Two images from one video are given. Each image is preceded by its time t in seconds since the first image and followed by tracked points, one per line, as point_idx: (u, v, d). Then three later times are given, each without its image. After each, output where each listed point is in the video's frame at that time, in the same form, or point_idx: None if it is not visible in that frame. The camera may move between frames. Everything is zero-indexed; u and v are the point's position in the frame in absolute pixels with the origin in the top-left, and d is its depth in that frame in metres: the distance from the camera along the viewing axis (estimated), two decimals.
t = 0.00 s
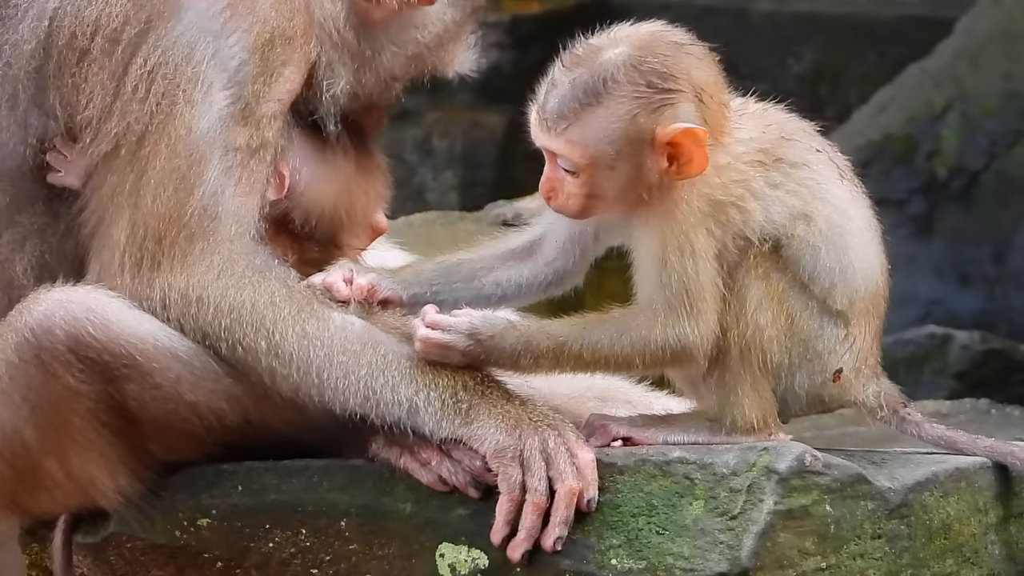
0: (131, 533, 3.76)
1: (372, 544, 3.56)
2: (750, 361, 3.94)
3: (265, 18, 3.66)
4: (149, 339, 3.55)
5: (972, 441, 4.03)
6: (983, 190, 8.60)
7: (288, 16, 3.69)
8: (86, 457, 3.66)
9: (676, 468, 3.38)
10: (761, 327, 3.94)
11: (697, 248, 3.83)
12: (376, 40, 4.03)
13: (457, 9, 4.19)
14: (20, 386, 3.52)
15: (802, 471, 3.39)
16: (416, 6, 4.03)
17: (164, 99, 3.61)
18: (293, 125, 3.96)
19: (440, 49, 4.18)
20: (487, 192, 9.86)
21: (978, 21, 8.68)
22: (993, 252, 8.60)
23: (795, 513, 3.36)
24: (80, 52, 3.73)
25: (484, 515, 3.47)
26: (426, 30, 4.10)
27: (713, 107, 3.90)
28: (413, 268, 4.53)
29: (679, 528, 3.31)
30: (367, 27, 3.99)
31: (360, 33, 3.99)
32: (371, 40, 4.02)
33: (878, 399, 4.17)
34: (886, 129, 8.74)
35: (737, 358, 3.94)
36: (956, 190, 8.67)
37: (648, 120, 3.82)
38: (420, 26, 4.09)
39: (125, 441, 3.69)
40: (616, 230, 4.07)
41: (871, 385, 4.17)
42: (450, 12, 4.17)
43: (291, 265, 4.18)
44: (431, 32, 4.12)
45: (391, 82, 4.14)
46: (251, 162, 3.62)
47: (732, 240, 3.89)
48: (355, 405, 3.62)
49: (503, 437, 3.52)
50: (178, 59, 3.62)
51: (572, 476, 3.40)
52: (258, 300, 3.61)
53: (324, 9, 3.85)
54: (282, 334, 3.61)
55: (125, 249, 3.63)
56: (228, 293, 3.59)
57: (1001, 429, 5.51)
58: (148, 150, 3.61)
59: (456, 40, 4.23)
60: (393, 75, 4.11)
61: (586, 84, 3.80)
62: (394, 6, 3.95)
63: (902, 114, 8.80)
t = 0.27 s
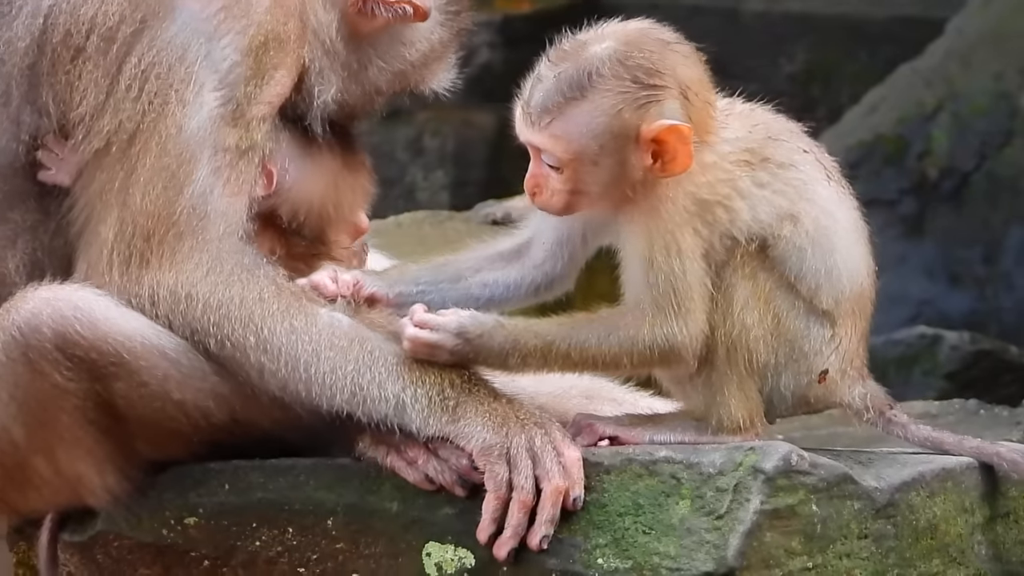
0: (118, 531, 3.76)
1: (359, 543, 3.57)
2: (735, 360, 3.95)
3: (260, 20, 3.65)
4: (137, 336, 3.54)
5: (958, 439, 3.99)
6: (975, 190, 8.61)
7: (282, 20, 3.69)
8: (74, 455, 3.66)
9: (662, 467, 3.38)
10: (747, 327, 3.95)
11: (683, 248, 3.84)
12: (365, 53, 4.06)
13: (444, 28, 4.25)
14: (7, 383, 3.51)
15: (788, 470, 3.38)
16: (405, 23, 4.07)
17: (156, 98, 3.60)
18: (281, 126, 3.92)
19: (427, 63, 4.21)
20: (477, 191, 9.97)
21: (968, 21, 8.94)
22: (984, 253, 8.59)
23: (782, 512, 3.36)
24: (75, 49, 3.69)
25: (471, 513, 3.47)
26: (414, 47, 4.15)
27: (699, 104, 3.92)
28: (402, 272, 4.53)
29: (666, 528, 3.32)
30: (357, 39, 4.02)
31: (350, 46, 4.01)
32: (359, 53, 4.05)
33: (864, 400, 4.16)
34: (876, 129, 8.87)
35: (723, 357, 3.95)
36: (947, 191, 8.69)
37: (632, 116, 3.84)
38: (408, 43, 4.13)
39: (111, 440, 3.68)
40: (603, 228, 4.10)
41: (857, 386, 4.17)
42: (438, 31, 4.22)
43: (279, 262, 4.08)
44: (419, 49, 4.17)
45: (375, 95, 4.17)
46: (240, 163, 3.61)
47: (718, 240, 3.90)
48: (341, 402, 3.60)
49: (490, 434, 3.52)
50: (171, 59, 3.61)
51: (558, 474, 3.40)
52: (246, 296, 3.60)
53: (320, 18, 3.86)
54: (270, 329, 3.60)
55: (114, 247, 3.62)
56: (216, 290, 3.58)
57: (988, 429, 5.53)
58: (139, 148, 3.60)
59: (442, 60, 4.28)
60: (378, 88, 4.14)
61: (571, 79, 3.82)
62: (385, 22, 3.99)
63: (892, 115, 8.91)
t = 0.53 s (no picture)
0: (114, 537, 3.75)
1: (353, 550, 3.56)
2: (729, 369, 3.94)
3: (260, 29, 3.63)
4: (133, 342, 3.54)
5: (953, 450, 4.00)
6: (971, 199, 8.64)
7: (282, 29, 3.68)
8: (70, 461, 3.67)
9: (657, 475, 3.39)
10: (741, 336, 3.93)
11: (679, 256, 3.84)
12: (363, 64, 4.06)
13: (441, 41, 4.26)
14: (3, 389, 3.52)
15: (783, 479, 3.38)
16: (404, 34, 4.07)
17: (155, 105, 3.58)
18: (280, 136, 3.93)
19: (424, 74, 4.21)
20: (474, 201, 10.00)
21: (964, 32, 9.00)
22: (981, 262, 8.64)
23: (776, 521, 3.36)
24: (74, 56, 3.68)
25: (466, 521, 3.48)
26: (411, 59, 4.14)
27: (690, 110, 3.94)
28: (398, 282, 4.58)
29: (660, 536, 3.34)
30: (355, 49, 4.01)
31: (349, 56, 4.01)
32: (358, 64, 4.04)
33: (859, 409, 4.15)
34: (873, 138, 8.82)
35: (716, 366, 3.94)
36: (944, 200, 8.70)
37: (621, 120, 3.88)
38: (406, 54, 4.13)
39: (106, 446, 3.70)
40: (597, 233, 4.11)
41: (852, 396, 4.17)
42: (435, 44, 4.23)
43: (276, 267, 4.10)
44: (415, 62, 4.17)
45: (371, 106, 4.16)
46: (237, 171, 3.60)
47: (714, 248, 3.90)
48: (334, 409, 3.61)
49: (485, 442, 3.52)
50: (170, 67, 3.59)
51: (553, 482, 3.40)
52: (242, 300, 3.60)
53: (319, 28, 3.85)
54: (265, 331, 3.61)
55: (111, 252, 3.62)
56: (213, 296, 3.58)
57: (983, 439, 5.54)
58: (137, 154, 3.59)
59: (436, 75, 4.28)
60: (374, 98, 4.13)
61: (560, 84, 3.88)
62: (385, 31, 3.99)
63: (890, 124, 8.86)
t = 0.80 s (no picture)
0: (114, 545, 3.75)
1: (353, 559, 3.56)
2: (728, 379, 3.96)
3: (264, 41, 3.64)
4: (134, 352, 3.56)
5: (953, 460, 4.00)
6: (973, 211, 8.64)
7: (285, 41, 3.69)
8: (71, 470, 3.67)
9: (657, 485, 3.39)
10: (740, 346, 3.94)
11: (671, 264, 3.84)
12: (363, 76, 4.07)
13: (440, 54, 4.26)
14: (3, 399, 3.52)
15: (783, 489, 3.38)
16: (403, 46, 4.09)
17: (157, 116, 3.59)
18: (280, 146, 3.95)
19: (422, 87, 4.22)
20: (478, 211, 10.01)
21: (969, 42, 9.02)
22: (982, 274, 8.63)
23: (776, 531, 3.37)
24: (76, 67, 3.70)
25: (466, 530, 3.49)
26: (410, 72, 4.16)
27: (682, 112, 3.95)
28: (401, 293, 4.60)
29: (660, 545, 3.35)
30: (355, 61, 4.02)
31: (350, 67, 4.02)
32: (358, 75, 4.06)
33: (860, 421, 4.15)
34: (875, 150, 8.85)
35: (715, 376, 3.96)
36: (947, 211, 8.71)
37: (611, 125, 3.89)
38: (405, 67, 4.14)
39: (106, 455, 3.70)
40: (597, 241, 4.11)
41: (853, 407, 4.17)
42: (434, 58, 4.24)
43: (278, 277, 4.10)
44: (415, 75, 4.18)
45: (371, 119, 4.17)
46: (238, 182, 3.61)
47: (710, 258, 3.89)
48: (335, 418, 3.63)
49: (486, 451, 3.53)
50: (172, 79, 3.59)
51: (553, 490, 3.42)
52: (243, 309, 3.61)
53: (320, 39, 3.86)
54: (268, 340, 3.62)
55: (111, 262, 3.63)
56: (214, 305, 3.59)
57: (984, 450, 5.55)
58: (138, 164, 3.60)
59: (439, 83, 4.30)
60: (374, 110, 4.14)
61: (551, 93, 3.91)
62: (387, 39, 4.01)
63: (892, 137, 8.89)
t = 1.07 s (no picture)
0: (112, 561, 3.76)
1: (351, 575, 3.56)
2: (728, 396, 3.97)
3: (270, 61, 3.56)
4: (133, 367, 3.52)
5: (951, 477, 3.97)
6: (972, 226, 8.64)
7: (290, 61, 3.60)
8: (70, 485, 3.63)
9: (655, 500, 3.41)
10: (741, 362, 3.95)
11: (678, 277, 3.87)
12: (366, 100, 3.93)
13: (447, 78, 4.10)
14: (2, 414, 3.49)
15: (780, 504, 3.38)
16: (408, 71, 3.95)
17: (161, 133, 3.53)
18: (282, 165, 3.80)
19: (429, 110, 4.08)
20: (478, 225, 10.01)
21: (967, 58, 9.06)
22: (981, 288, 8.64)
23: (774, 546, 3.37)
24: (81, 84, 3.64)
25: (464, 546, 3.50)
26: (414, 97, 4.01)
27: (690, 123, 3.97)
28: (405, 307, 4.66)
29: (658, 561, 3.35)
30: (360, 84, 3.89)
31: (354, 91, 3.89)
32: (360, 100, 3.92)
33: (857, 441, 4.13)
34: (874, 166, 8.90)
35: (715, 392, 3.97)
36: (945, 226, 8.73)
37: (620, 135, 3.91)
38: (410, 92, 4.00)
39: (104, 471, 3.67)
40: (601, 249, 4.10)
41: (850, 427, 4.14)
42: (440, 81, 4.08)
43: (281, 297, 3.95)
44: (420, 100, 4.03)
45: (376, 143, 4.03)
46: (241, 200, 3.54)
47: (715, 272, 3.92)
48: (335, 434, 3.59)
49: (485, 467, 3.51)
50: (177, 96, 3.55)
51: (551, 507, 3.42)
52: (243, 325, 3.56)
53: (325, 61, 3.73)
54: (269, 351, 3.58)
55: (111, 278, 3.57)
56: (214, 321, 3.54)
57: (981, 465, 5.57)
58: (142, 181, 3.54)
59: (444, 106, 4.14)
60: (379, 134, 4.00)
61: (559, 103, 3.93)
62: (390, 66, 3.87)
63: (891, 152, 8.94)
